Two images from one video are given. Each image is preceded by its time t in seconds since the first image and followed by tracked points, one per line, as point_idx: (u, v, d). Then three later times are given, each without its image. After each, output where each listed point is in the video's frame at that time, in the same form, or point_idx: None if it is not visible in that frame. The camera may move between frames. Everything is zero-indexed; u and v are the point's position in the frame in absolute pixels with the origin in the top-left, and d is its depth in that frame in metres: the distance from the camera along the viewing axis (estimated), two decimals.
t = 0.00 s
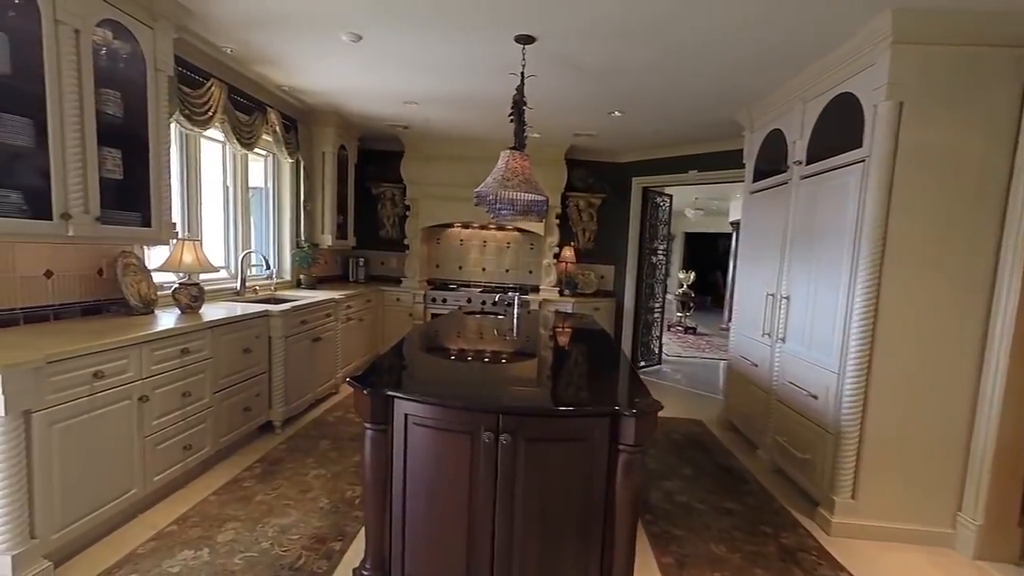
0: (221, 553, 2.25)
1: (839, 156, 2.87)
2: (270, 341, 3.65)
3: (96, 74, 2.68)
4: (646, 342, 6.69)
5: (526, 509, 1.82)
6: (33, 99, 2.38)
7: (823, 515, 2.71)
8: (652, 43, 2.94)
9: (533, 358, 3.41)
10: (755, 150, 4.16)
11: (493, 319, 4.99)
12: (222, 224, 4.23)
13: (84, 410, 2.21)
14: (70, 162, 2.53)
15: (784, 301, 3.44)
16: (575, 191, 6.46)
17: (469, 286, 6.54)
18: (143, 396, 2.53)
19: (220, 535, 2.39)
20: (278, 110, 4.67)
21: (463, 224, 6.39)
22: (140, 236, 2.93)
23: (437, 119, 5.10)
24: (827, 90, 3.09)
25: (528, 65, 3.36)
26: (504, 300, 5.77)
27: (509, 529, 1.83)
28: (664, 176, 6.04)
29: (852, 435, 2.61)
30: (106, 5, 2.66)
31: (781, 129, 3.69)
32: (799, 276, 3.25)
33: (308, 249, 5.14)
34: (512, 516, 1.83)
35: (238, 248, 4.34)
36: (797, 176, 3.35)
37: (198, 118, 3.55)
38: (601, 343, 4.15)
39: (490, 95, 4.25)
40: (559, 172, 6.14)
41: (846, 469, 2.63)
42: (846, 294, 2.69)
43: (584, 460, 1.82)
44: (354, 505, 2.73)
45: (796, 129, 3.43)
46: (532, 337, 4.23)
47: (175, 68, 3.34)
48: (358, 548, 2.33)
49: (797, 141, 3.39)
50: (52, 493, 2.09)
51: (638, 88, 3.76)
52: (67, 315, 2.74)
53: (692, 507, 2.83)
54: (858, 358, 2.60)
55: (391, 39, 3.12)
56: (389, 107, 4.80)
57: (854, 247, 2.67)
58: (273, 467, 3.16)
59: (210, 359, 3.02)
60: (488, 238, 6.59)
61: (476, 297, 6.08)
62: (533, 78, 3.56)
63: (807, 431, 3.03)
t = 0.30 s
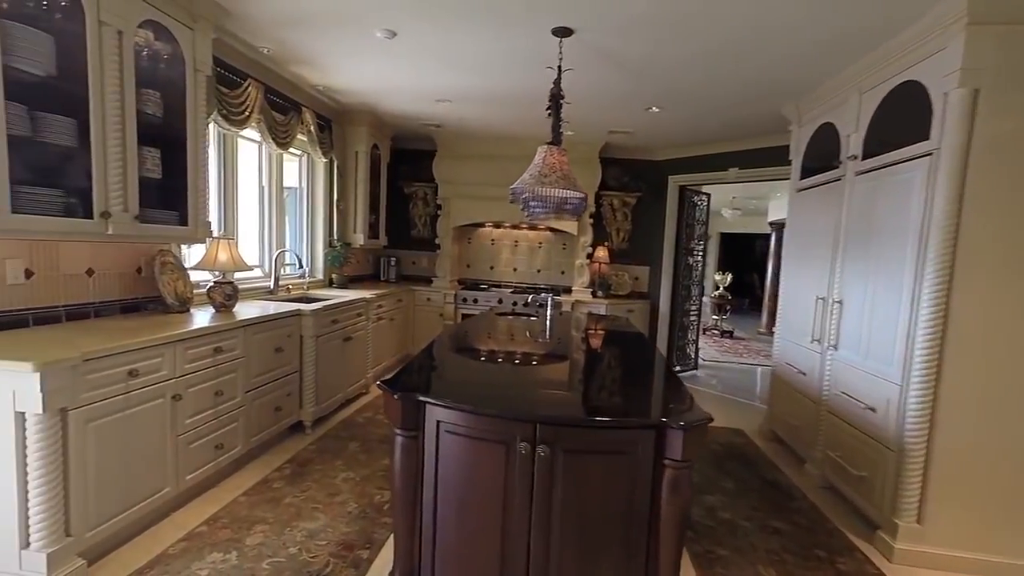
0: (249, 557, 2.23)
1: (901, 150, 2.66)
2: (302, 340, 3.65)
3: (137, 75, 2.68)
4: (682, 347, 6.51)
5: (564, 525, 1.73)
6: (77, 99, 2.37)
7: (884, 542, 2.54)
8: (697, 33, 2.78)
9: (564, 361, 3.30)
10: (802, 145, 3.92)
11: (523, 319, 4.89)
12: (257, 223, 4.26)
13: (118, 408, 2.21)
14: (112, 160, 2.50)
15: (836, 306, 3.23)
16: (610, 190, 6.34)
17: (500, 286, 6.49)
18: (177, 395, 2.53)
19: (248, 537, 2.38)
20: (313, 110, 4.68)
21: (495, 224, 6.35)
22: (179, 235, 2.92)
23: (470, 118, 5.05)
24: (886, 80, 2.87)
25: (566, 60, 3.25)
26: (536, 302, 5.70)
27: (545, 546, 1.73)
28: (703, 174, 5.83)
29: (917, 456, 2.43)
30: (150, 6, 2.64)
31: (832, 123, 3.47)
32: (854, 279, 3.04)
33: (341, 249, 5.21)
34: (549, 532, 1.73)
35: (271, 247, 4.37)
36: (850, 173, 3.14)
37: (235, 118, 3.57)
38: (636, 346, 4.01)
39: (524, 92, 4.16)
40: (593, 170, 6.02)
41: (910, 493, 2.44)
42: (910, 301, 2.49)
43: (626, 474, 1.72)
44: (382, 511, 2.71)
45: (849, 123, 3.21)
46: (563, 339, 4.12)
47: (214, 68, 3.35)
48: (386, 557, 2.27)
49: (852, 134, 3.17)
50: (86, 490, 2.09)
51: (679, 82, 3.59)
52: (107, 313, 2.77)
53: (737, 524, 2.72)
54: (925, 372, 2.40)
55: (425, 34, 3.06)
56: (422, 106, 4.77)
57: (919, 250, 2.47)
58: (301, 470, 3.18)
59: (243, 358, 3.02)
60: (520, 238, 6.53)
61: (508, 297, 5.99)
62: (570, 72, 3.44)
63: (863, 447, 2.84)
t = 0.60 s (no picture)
0: (279, 567, 2.21)
1: (977, 141, 2.43)
2: (335, 343, 3.62)
3: (176, 77, 2.66)
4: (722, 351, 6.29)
5: (611, 547, 1.62)
6: (118, 102, 2.35)
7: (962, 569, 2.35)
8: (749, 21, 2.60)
9: (598, 365, 3.17)
10: (858, 139, 3.66)
11: (556, 322, 4.76)
12: (292, 224, 4.27)
13: (153, 411, 2.20)
14: (151, 161, 2.47)
15: (898, 311, 2.98)
16: (648, 189, 6.18)
17: (532, 288, 6.39)
18: (210, 398, 2.51)
19: (279, 546, 2.36)
20: (347, 110, 4.66)
21: (528, 225, 6.25)
22: (215, 236, 2.90)
23: (504, 117, 4.95)
24: (960, 67, 2.63)
25: (607, 53, 3.11)
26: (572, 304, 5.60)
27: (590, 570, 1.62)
28: (746, 172, 5.59)
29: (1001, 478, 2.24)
30: (189, 7, 2.62)
31: (896, 113, 3.21)
32: (920, 283, 2.81)
33: (374, 250, 5.16)
34: (595, 554, 1.62)
35: (305, 248, 4.37)
36: (916, 167, 2.90)
37: (271, 119, 3.56)
38: (675, 351, 3.84)
39: (561, 89, 4.04)
40: (629, 169, 5.84)
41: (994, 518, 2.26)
42: (993, 309, 2.27)
43: (680, 495, 1.60)
44: (413, 521, 2.65)
45: (916, 113, 2.96)
46: (598, 342, 3.98)
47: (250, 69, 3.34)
48: (417, 571, 2.23)
49: (919, 125, 2.91)
50: (121, 494, 2.08)
51: (725, 75, 3.40)
52: (145, 314, 2.78)
53: (790, 546, 2.55)
54: (1011, 387, 2.19)
55: (461, 29, 2.97)
56: (456, 106, 4.70)
57: (1001, 252, 2.25)
58: (332, 475, 3.16)
59: (275, 360, 3.00)
60: (554, 238, 6.42)
61: (541, 300, 5.85)
62: (612, 66, 3.29)
63: (932, 466, 2.62)
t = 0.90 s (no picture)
0: None
1: None
2: (372, 351, 3.54)
3: (218, 82, 2.61)
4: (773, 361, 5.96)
5: None
6: (161, 108, 2.30)
7: None
8: (824, 3, 2.35)
9: (641, 373, 2.98)
10: (940, 134, 3.32)
11: (598, 329, 4.55)
12: (331, 230, 4.23)
13: (191, 423, 2.14)
14: (191, 169, 2.43)
15: (993, 323, 2.66)
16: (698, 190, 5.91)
17: (572, 293, 6.21)
18: (247, 409, 2.45)
19: (315, 566, 2.27)
20: (387, 114, 4.61)
21: (568, 228, 6.08)
22: (254, 243, 2.85)
23: (547, 117, 4.80)
24: None
25: (662, 44, 2.91)
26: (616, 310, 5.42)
27: None
28: (804, 172, 5.27)
29: None
30: (232, 11, 2.57)
31: (989, 103, 2.87)
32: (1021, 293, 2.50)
33: (412, 255, 5.08)
34: None
35: (344, 254, 4.33)
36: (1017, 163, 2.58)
37: (311, 123, 3.51)
38: (722, 361, 3.61)
39: (607, 86, 3.85)
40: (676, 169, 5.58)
41: None
42: None
43: (762, 538, 1.40)
44: (454, 542, 2.51)
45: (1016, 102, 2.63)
46: (641, 350, 3.77)
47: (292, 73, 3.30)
48: None
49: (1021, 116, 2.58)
50: (157, 509, 2.02)
51: (788, 66, 3.14)
52: (186, 322, 2.76)
53: None
54: None
55: (505, 25, 2.83)
56: (498, 106, 4.58)
57: None
58: (370, 487, 3.06)
59: (313, 370, 2.92)
60: (596, 242, 6.21)
61: (583, 306, 5.66)
62: (666, 59, 3.08)
63: None
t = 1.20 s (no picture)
0: None
1: None
2: (410, 363, 3.41)
3: (254, 88, 2.54)
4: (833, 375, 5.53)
5: None
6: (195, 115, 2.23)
7: None
8: None
9: (689, 387, 2.77)
10: None
11: (645, 341, 4.30)
12: (368, 239, 4.15)
13: (222, 444, 2.04)
14: (225, 177, 2.35)
15: None
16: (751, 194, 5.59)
17: (614, 303, 5.96)
18: (281, 428, 2.34)
19: None
20: (424, 120, 4.52)
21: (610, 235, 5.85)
22: (289, 254, 2.77)
23: (589, 119, 4.61)
24: None
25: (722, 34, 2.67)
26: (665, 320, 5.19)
27: None
28: (869, 172, 4.88)
29: None
30: (268, 15, 2.50)
31: None
32: None
33: (449, 264, 4.96)
34: None
35: (381, 263, 4.24)
36: None
37: (348, 130, 3.44)
38: (775, 374, 3.34)
39: (655, 83, 3.64)
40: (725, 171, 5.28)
41: None
42: None
43: None
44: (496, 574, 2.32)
45: None
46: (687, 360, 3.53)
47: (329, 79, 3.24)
48: None
49: None
50: (188, 535, 1.92)
51: (861, 53, 2.85)
52: (220, 334, 2.70)
53: None
54: None
55: (551, 18, 2.67)
56: (538, 110, 4.43)
57: None
58: (407, 508, 2.91)
59: (349, 385, 2.81)
60: (639, 249, 5.95)
61: (626, 316, 5.40)
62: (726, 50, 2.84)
63: None
